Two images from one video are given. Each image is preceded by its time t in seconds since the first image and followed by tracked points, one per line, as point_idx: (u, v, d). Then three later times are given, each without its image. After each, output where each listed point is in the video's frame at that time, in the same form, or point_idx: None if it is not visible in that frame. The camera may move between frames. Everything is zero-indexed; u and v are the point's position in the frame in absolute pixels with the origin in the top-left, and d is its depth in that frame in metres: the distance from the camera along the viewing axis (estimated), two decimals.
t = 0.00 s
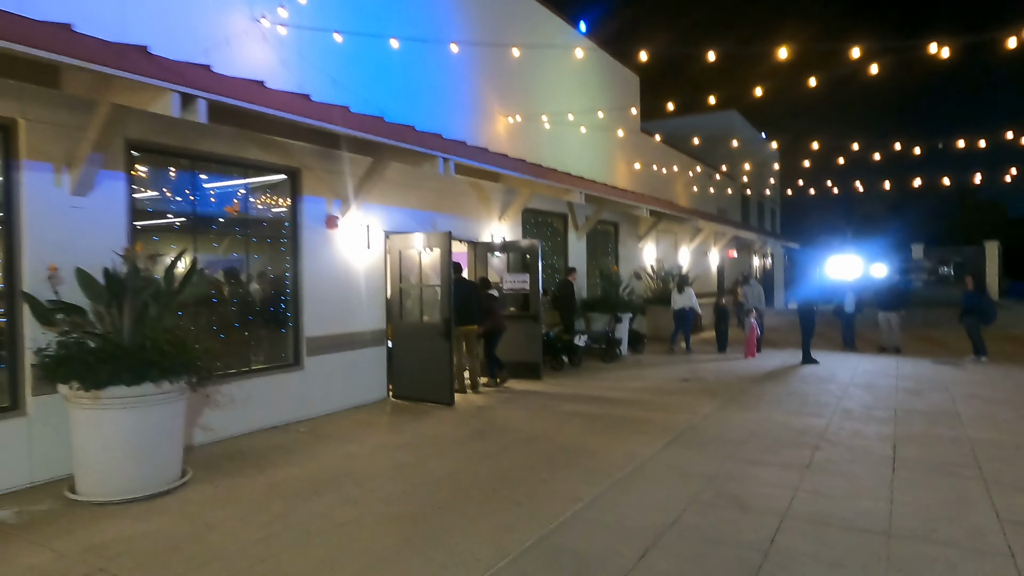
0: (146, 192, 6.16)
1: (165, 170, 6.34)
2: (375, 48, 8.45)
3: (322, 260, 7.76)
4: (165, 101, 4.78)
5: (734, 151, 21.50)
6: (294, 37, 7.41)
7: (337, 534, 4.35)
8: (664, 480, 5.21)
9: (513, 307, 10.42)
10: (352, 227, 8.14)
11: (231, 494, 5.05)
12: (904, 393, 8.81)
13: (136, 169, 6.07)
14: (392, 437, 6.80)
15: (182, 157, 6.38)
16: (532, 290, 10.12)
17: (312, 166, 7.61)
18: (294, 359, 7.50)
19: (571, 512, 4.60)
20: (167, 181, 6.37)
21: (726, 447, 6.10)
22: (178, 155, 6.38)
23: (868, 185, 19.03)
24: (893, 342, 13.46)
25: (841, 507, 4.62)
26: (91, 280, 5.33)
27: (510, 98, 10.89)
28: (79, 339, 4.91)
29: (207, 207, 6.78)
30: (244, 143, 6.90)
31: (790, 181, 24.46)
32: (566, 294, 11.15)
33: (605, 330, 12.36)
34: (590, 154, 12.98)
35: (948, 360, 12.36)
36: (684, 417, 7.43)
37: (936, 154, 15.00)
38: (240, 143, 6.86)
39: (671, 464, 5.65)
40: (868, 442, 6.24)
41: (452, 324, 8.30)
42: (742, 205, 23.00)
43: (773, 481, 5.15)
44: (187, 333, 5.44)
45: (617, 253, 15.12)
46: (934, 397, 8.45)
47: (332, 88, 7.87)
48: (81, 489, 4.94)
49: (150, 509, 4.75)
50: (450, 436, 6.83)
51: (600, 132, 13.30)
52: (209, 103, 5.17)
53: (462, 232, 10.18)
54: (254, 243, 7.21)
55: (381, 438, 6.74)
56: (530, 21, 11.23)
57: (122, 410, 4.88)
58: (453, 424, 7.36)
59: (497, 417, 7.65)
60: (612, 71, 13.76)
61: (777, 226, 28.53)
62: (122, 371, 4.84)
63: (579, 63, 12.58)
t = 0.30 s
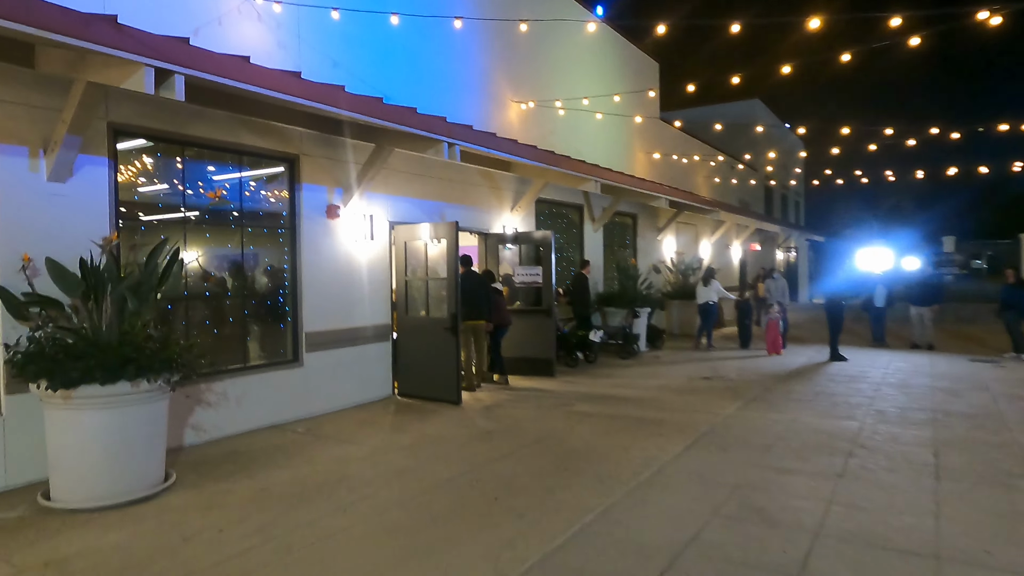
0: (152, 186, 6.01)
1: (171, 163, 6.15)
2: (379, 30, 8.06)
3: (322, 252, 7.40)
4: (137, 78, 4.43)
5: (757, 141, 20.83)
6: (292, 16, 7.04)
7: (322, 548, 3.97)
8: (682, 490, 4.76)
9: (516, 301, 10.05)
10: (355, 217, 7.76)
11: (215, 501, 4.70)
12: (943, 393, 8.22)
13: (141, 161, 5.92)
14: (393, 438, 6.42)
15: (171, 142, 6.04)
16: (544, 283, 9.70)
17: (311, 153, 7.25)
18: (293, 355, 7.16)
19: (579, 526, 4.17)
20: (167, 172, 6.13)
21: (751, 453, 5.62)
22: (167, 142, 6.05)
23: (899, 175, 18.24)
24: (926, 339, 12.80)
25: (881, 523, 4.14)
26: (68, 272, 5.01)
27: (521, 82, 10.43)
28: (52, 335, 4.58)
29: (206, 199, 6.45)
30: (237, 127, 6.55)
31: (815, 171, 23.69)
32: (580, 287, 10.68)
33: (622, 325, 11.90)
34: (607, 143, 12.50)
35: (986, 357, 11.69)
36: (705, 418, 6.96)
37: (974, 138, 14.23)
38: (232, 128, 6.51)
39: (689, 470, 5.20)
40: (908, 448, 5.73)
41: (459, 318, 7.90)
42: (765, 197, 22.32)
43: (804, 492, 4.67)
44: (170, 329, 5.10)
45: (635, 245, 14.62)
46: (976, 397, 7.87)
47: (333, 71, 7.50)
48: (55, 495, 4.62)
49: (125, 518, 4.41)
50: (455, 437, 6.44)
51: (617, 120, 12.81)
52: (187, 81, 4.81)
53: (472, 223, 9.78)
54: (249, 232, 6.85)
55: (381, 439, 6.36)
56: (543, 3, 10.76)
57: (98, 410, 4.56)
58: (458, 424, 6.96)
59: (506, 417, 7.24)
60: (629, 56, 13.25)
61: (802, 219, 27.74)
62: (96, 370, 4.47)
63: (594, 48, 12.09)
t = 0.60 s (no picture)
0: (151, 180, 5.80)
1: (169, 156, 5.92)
2: (375, 11, 7.65)
3: (313, 246, 7.01)
4: (93, 53, 4.03)
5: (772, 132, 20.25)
6: None
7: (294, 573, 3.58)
8: (696, 506, 4.33)
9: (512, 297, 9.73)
10: (349, 209, 7.36)
11: (186, 517, 4.32)
12: (974, 395, 7.72)
13: (138, 153, 5.70)
14: (386, 444, 6.03)
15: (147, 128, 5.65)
16: (550, 279, 9.24)
17: (301, 141, 6.85)
18: (282, 355, 6.78)
19: (580, 550, 3.75)
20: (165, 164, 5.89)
21: (771, 463, 5.17)
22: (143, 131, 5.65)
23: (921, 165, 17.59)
24: (951, 336, 12.25)
25: (920, 548, 3.69)
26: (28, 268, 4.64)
27: (527, 68, 9.98)
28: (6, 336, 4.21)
29: (188, 190, 6.14)
30: (221, 113, 6.15)
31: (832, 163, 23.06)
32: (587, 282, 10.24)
33: (632, 322, 11.45)
34: (617, 132, 12.03)
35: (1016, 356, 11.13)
36: (719, 423, 6.51)
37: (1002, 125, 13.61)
38: (215, 114, 6.11)
39: (704, 483, 4.76)
40: (942, 458, 5.26)
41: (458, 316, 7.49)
42: (780, 190, 21.74)
43: (831, 510, 4.22)
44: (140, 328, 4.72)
45: (645, 240, 14.14)
46: (1010, 401, 7.36)
47: (326, 55, 7.09)
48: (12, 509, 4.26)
49: (85, 536, 4.04)
50: (452, 443, 6.03)
51: (627, 108, 12.33)
52: (153, 58, 4.41)
53: (475, 215, 9.36)
54: (234, 226, 6.50)
55: (373, 445, 5.97)
56: None
57: (57, 419, 4.18)
58: (457, 428, 6.56)
59: (507, 420, 6.82)
60: (640, 42, 12.76)
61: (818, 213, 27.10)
62: (53, 375, 4.12)
63: (604, 33, 11.62)
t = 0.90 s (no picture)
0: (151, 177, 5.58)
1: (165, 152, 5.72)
2: None
3: (303, 241, 6.60)
4: (40, 20, 3.64)
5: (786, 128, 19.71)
6: None
7: None
8: (714, 527, 3.89)
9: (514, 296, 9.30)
10: (341, 202, 6.95)
11: (150, 535, 3.93)
12: (1009, 401, 7.21)
13: (132, 147, 5.49)
14: (378, 452, 5.62)
15: (121, 113, 5.28)
16: (556, 276, 8.80)
17: (290, 128, 6.46)
18: (270, 357, 6.38)
19: None
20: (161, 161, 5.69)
21: (796, 477, 4.71)
22: (112, 111, 5.23)
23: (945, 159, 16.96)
24: (978, 337, 11.69)
25: None
26: None
27: (532, 56, 9.54)
28: None
29: (170, 182, 5.76)
30: (202, 97, 5.76)
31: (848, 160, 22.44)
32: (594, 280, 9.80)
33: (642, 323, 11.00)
34: (626, 124, 11.57)
35: None
36: (737, 431, 6.05)
37: None
38: (196, 98, 5.72)
39: (722, 500, 4.32)
40: (985, 472, 4.77)
41: (458, 315, 7.07)
42: (795, 187, 21.18)
43: (867, 533, 3.77)
44: (103, 328, 4.34)
45: (656, 237, 13.67)
46: None
47: (317, 37, 6.70)
48: None
49: (35, 558, 3.66)
50: (448, 451, 5.61)
51: (638, 99, 11.87)
52: (113, 29, 4.02)
53: (477, 210, 8.93)
54: (217, 218, 6.08)
55: (363, 454, 5.55)
56: None
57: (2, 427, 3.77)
58: (454, 435, 6.13)
59: (509, 426, 6.39)
60: (651, 32, 12.30)
61: (832, 212, 26.46)
62: None
63: (612, 21, 11.17)
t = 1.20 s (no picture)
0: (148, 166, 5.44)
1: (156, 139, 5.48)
2: None
3: (289, 231, 6.21)
4: None
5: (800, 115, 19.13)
6: None
7: None
8: (724, 552, 3.51)
9: (516, 289, 8.90)
10: (330, 190, 6.56)
11: (105, 554, 3.60)
12: None
13: (124, 135, 5.29)
14: (365, 457, 5.27)
15: (87, 93, 4.93)
16: (560, 270, 8.39)
17: (274, 111, 6.07)
18: (254, 355, 6.02)
19: None
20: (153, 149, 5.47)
21: (815, 492, 4.32)
22: (76, 90, 4.87)
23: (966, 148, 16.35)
24: (1002, 333, 11.19)
25: None
26: None
27: (536, 37, 9.09)
28: None
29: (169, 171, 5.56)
30: (177, 77, 5.39)
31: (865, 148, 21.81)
32: (599, 273, 9.40)
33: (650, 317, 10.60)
34: (635, 108, 11.10)
35: None
36: (750, 436, 5.65)
37: None
38: (169, 77, 5.34)
39: (733, 518, 3.94)
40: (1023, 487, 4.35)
41: (454, 311, 6.66)
42: (808, 177, 20.62)
43: (897, 560, 3.38)
44: (65, 326, 4.03)
45: (666, 228, 13.22)
46: None
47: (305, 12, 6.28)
48: None
49: None
50: (440, 457, 5.25)
51: (647, 83, 11.38)
52: None
53: (478, 199, 8.52)
54: (194, 207, 5.69)
55: (349, 460, 5.18)
56: None
57: None
58: (448, 439, 5.75)
59: (507, 428, 6.02)
60: (661, 12, 11.78)
61: (847, 202, 25.83)
62: None
63: None
